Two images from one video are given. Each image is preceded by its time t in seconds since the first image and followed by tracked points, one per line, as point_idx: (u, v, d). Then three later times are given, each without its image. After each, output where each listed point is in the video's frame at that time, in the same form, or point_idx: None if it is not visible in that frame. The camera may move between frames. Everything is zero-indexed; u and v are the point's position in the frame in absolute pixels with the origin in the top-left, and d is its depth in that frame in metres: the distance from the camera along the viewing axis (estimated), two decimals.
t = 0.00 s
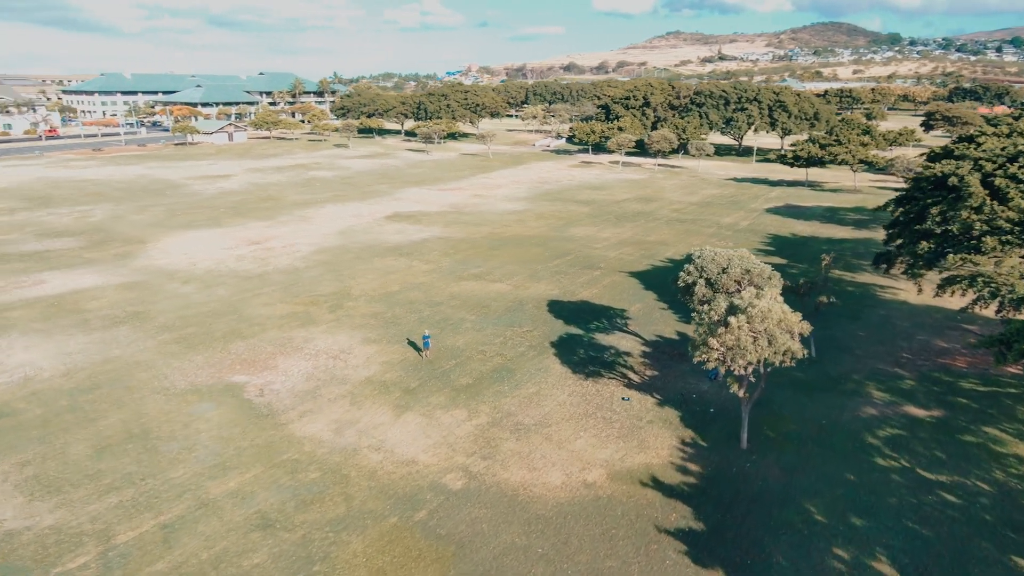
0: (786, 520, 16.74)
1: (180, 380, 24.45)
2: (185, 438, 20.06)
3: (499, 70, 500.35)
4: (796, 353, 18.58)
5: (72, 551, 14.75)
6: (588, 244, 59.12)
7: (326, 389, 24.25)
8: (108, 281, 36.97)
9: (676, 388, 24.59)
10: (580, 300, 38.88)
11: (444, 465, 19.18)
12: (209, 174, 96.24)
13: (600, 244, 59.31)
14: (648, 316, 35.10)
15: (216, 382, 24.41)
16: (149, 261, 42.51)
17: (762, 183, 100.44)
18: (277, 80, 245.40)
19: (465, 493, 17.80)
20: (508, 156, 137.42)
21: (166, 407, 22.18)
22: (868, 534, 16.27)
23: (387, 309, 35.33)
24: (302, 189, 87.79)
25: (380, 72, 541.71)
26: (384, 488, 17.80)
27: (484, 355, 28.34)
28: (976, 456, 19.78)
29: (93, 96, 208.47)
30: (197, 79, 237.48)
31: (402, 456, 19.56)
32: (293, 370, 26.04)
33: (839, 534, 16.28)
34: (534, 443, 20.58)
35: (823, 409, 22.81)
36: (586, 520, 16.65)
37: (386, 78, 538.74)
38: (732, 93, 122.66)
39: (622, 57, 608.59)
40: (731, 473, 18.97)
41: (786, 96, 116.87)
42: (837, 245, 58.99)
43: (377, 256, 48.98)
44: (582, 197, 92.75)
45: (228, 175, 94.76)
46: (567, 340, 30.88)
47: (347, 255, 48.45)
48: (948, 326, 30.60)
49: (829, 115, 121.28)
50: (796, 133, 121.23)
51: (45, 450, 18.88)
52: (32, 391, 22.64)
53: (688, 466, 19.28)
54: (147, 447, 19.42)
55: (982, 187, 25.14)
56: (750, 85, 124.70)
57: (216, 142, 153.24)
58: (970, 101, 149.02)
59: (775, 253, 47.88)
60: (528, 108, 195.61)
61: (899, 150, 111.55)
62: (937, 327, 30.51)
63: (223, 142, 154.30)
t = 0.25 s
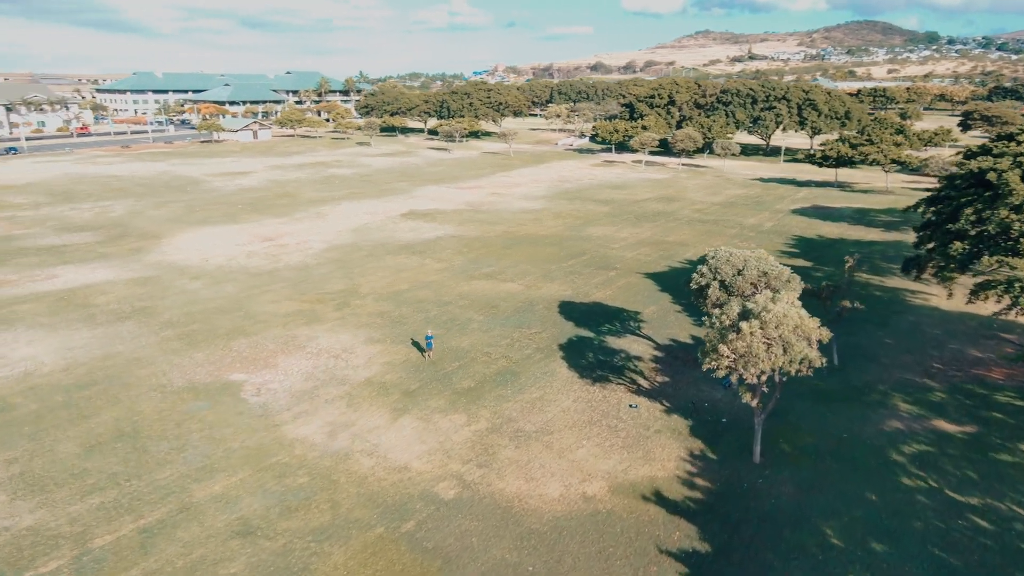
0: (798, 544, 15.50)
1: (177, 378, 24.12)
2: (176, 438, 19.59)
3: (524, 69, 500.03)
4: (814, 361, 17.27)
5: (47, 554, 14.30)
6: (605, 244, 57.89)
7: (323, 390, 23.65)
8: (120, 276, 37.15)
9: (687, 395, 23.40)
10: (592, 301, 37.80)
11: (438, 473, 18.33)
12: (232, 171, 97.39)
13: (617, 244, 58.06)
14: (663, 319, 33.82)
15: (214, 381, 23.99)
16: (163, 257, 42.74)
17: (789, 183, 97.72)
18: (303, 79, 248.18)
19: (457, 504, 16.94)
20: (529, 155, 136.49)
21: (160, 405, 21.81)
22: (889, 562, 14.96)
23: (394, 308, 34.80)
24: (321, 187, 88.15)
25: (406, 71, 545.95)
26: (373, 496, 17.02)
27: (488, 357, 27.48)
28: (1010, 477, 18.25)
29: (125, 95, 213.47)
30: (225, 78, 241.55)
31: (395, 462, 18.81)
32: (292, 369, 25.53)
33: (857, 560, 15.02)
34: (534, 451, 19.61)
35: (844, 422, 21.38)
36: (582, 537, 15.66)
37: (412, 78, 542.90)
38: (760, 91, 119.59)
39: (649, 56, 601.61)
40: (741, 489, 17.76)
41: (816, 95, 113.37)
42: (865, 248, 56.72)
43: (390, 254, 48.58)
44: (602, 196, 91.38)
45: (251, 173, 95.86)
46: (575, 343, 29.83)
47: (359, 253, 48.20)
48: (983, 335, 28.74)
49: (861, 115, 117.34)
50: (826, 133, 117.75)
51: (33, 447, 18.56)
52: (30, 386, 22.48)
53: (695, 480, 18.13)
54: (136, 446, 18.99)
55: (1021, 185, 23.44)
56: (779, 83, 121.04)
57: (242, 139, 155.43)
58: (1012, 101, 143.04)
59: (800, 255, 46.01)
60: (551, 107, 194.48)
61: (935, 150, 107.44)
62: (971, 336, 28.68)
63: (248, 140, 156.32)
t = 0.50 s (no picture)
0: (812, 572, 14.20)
1: (176, 375, 23.80)
2: (165, 437, 19.15)
3: (553, 68, 497.89)
4: (834, 371, 15.89)
5: (19, 556, 13.86)
6: (624, 244, 56.55)
7: (321, 390, 23.03)
8: (134, 271, 37.42)
9: (700, 404, 22.10)
10: (607, 302, 36.63)
11: (429, 481, 17.42)
12: (257, 169, 98.62)
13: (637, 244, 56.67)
14: (679, 322, 32.49)
15: (212, 379, 23.64)
16: (180, 254, 43.06)
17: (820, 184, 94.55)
18: (332, 77, 250.82)
19: (447, 515, 16.03)
20: (553, 153, 135.29)
21: (155, 402, 21.45)
22: None
23: (403, 307, 34.23)
24: (343, 184, 88.56)
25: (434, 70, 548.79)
26: (359, 505, 16.19)
27: (494, 359, 26.61)
28: None
29: (160, 93, 218.87)
30: (257, 77, 245.78)
31: (386, 468, 17.99)
32: (292, 368, 25.05)
33: None
34: (533, 460, 18.59)
35: (869, 437, 19.85)
36: (576, 556, 14.61)
37: (440, 77, 545.50)
38: (792, 88, 116.12)
39: (679, 54, 592.59)
40: (751, 508, 16.49)
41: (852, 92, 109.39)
42: (900, 251, 54.12)
43: (405, 253, 48.16)
44: (625, 195, 89.82)
45: (275, 170, 96.93)
46: (586, 345, 28.70)
47: (374, 251, 47.89)
48: None
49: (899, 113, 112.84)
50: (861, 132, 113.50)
51: (23, 443, 18.31)
52: (30, 380, 22.43)
53: (702, 497, 16.91)
54: (125, 444, 18.59)
55: None
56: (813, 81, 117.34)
57: (270, 137, 157.67)
58: None
59: (828, 258, 44.00)
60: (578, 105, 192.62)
61: (978, 151, 102.66)
62: (1012, 346, 26.65)
63: (275, 137, 158.47)
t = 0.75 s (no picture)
0: None
1: (175, 371, 23.58)
2: (156, 434, 18.78)
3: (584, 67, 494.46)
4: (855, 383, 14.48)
5: None
6: (647, 244, 55.09)
7: (318, 390, 22.45)
8: (151, 266, 37.79)
9: (713, 415, 20.76)
10: (623, 304, 35.42)
11: (420, 489, 16.52)
12: (285, 166, 99.94)
13: (660, 244, 55.13)
14: (697, 326, 31.09)
15: (212, 376, 23.33)
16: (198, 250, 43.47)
17: (856, 184, 91.05)
18: (363, 76, 253.07)
19: (434, 526, 15.14)
20: (579, 152, 133.81)
21: (150, 397, 21.18)
22: None
23: (413, 305, 33.65)
24: (367, 181, 88.96)
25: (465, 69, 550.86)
26: (343, 514, 15.38)
27: (499, 361, 25.74)
28: None
29: (197, 92, 224.40)
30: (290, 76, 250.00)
31: (376, 474, 17.20)
32: (293, 366, 24.61)
33: None
34: (530, 470, 17.57)
35: (897, 455, 18.28)
36: None
37: (472, 76, 547.24)
38: (829, 86, 112.16)
39: (713, 52, 582.36)
40: (762, 530, 15.19)
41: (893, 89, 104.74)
42: (940, 255, 51.33)
43: (421, 251, 47.73)
44: (651, 194, 88.05)
45: (302, 168, 98.07)
46: (597, 348, 27.55)
47: (390, 250, 47.59)
48: None
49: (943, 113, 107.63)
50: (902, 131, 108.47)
51: (14, 436, 18.15)
52: (33, 372, 22.46)
53: (708, 516, 15.68)
54: (115, 440, 18.27)
55: None
56: (851, 79, 113.15)
57: (300, 135, 159.91)
58: None
59: (861, 261, 41.84)
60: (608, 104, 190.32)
61: None
62: None
63: (305, 135, 160.66)
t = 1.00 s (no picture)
0: None
1: (176, 365, 23.38)
2: (147, 430, 18.44)
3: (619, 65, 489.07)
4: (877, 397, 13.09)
5: None
6: (672, 244, 53.41)
7: (315, 388, 21.91)
8: (169, 261, 38.18)
9: (726, 426, 19.41)
10: (641, 305, 34.11)
11: (407, 498, 15.68)
12: (314, 163, 101.07)
13: (686, 244, 53.37)
14: (718, 330, 29.60)
15: (212, 372, 23.04)
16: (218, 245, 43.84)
17: (898, 185, 87.00)
18: (397, 75, 254.85)
19: (417, 538, 14.29)
20: (609, 150, 131.88)
21: (147, 392, 20.97)
22: None
23: (423, 303, 32.99)
24: (394, 178, 89.09)
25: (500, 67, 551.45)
26: (324, 522, 14.64)
27: (505, 363, 24.82)
28: None
29: (236, 91, 229.76)
30: (326, 75, 253.55)
31: (364, 479, 16.44)
32: (295, 364, 24.15)
33: None
34: (524, 480, 16.57)
35: (928, 477, 16.68)
36: None
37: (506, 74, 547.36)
38: (872, 84, 107.45)
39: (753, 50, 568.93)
40: (770, 556, 13.92)
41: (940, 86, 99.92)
42: (988, 259, 48.20)
43: (440, 249, 47.19)
44: (680, 194, 85.94)
45: (331, 165, 99.02)
46: (609, 352, 26.34)
47: (408, 247, 47.19)
48: None
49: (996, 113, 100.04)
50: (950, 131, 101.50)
51: (7, 428, 18.05)
52: (37, 364, 22.56)
53: (712, 538, 14.47)
54: (104, 436, 17.98)
55: None
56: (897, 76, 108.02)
57: (332, 133, 161.86)
58: None
59: (899, 265, 39.43)
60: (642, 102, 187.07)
61: None
62: None
63: (337, 133, 162.39)
